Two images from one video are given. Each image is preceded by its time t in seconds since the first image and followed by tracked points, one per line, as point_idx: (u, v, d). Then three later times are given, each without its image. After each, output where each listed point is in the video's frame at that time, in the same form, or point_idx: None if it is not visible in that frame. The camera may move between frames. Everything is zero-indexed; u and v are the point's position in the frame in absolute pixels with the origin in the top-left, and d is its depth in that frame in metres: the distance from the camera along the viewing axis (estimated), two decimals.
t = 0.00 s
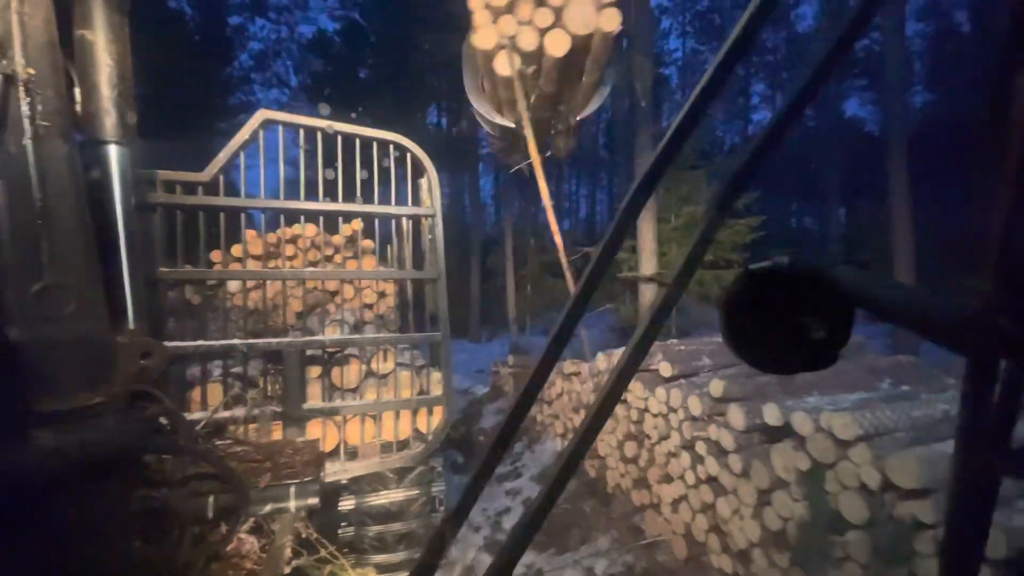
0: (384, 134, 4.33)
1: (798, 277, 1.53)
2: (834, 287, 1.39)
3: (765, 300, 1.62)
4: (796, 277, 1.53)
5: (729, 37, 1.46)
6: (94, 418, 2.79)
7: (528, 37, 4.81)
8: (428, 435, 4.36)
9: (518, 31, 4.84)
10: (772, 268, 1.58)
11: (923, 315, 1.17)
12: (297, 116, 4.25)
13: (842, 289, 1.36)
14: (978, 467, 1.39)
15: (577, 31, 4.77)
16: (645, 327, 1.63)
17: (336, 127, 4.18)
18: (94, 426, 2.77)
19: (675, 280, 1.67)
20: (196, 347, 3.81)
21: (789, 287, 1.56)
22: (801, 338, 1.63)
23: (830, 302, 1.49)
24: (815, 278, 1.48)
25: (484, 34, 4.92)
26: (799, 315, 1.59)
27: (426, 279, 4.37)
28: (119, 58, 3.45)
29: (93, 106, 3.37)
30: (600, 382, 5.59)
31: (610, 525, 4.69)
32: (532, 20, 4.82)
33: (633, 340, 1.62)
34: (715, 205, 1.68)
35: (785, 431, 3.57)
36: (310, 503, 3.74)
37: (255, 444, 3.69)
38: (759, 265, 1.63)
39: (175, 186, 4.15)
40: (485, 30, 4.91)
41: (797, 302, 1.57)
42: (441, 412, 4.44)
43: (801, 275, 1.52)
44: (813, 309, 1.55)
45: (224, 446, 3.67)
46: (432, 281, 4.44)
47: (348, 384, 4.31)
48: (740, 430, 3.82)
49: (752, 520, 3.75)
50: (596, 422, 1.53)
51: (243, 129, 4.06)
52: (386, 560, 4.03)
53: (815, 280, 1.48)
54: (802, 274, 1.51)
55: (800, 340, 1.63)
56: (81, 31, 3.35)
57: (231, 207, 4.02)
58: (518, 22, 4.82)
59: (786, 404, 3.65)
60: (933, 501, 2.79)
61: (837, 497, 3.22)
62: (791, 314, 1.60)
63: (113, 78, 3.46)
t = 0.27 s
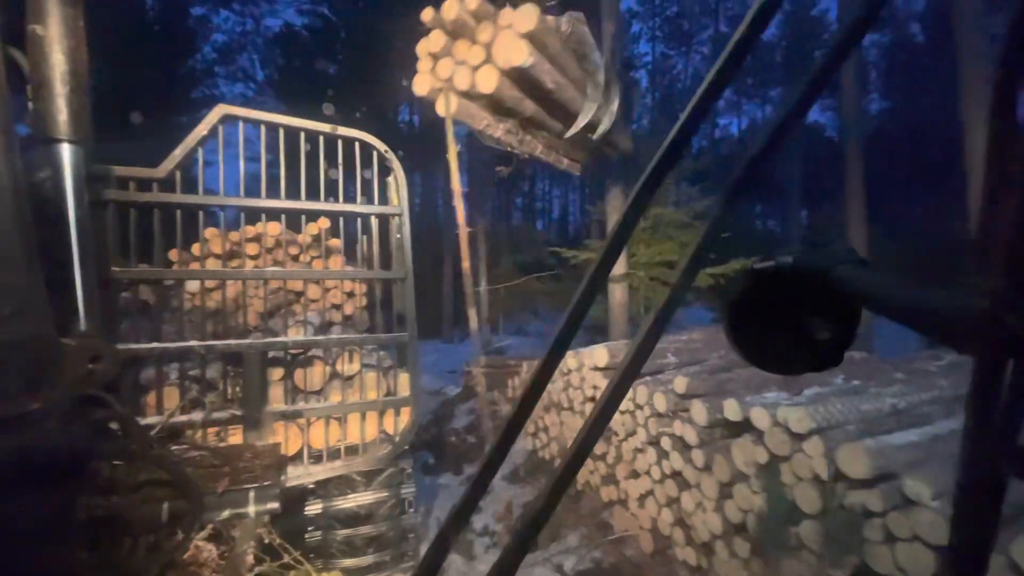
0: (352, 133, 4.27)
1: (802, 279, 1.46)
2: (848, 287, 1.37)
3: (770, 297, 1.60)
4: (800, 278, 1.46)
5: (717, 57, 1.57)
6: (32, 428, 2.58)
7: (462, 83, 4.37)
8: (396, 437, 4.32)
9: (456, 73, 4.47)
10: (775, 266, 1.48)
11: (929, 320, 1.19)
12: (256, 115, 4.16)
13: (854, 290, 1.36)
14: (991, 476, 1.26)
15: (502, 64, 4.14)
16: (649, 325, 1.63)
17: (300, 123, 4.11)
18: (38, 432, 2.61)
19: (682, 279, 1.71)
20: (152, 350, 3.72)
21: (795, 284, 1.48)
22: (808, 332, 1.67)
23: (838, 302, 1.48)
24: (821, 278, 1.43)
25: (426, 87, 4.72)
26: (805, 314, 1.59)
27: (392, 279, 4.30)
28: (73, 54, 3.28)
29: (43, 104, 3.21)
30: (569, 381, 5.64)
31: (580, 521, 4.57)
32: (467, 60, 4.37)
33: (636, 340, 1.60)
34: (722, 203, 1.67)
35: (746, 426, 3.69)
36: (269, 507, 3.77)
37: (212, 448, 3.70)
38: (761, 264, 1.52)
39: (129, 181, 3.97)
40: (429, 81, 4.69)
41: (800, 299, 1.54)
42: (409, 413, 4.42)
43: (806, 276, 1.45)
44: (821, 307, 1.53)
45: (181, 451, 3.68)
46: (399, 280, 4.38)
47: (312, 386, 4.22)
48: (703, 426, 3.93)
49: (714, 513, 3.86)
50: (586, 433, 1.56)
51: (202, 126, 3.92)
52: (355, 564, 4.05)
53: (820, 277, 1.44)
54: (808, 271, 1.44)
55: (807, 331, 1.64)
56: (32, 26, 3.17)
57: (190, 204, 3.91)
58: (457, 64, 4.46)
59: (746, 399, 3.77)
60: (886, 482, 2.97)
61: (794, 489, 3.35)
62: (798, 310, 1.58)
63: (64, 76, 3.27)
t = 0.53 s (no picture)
0: (316, 130, 3.96)
1: (814, 278, 1.09)
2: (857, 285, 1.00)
3: (764, 303, 1.17)
4: (810, 278, 1.10)
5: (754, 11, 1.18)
6: None
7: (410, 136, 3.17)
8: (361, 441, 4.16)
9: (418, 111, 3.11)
10: (779, 266, 1.14)
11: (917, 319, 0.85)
12: (216, 107, 3.85)
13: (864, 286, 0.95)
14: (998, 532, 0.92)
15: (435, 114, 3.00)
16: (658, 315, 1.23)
17: (261, 119, 3.86)
18: None
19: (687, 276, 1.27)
20: (100, 352, 3.46)
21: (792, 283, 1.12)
22: (810, 340, 1.15)
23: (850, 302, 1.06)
24: (825, 279, 1.08)
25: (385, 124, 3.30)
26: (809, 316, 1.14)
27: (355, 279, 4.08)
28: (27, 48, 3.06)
29: None
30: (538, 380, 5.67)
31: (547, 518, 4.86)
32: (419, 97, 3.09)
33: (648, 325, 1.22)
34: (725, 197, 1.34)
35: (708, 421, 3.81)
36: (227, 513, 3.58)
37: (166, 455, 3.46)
38: (767, 265, 1.17)
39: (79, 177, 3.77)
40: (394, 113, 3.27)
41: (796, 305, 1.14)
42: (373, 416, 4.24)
43: (819, 275, 1.09)
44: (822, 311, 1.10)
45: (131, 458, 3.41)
46: (362, 281, 4.15)
47: (273, 389, 4.15)
48: (664, 422, 4.04)
49: (676, 507, 3.96)
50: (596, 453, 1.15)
51: (157, 122, 3.70)
52: (321, 569, 3.94)
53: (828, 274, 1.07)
54: (813, 269, 1.09)
55: (806, 342, 1.15)
56: None
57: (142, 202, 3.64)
58: (418, 101, 3.10)
59: (705, 396, 3.92)
60: (834, 472, 3.15)
61: (750, 483, 3.47)
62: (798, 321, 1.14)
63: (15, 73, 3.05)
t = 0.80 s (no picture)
0: (277, 127, 3.83)
1: (816, 279, 1.16)
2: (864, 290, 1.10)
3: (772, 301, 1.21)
4: (812, 279, 1.16)
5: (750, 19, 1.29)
6: None
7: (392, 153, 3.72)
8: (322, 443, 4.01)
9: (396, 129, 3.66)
10: (787, 266, 1.17)
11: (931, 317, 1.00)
12: (169, 100, 3.67)
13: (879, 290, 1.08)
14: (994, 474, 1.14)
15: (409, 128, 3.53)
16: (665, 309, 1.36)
17: (219, 114, 3.71)
18: None
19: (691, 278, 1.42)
20: (42, 356, 3.26)
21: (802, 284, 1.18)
22: (812, 335, 1.23)
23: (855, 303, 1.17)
24: (829, 280, 1.14)
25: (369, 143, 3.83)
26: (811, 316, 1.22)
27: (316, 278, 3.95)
28: None
29: None
30: (507, 380, 5.65)
31: (516, 517, 4.92)
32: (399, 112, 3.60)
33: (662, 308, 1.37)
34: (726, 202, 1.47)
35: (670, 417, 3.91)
36: (180, 520, 3.35)
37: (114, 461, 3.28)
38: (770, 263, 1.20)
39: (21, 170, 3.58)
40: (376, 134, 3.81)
41: (807, 304, 1.21)
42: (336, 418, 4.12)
43: (822, 276, 1.15)
44: (823, 308, 1.20)
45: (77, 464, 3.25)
46: (323, 280, 4.03)
47: (231, 392, 4.05)
48: (629, 418, 4.13)
49: (640, 501, 4.05)
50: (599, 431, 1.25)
51: (105, 115, 3.53)
52: None
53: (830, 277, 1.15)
54: (814, 271, 1.15)
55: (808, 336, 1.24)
56: None
57: (86, 198, 3.45)
58: (395, 119, 3.63)
59: (668, 392, 4.04)
60: (787, 464, 3.31)
61: (709, 475, 3.57)
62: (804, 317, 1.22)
63: None
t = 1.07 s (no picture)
0: (239, 122, 3.71)
1: (817, 277, 1.14)
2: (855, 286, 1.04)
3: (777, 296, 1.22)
4: (814, 276, 1.15)
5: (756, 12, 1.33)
6: None
7: (379, 165, 4.08)
8: (288, 446, 3.88)
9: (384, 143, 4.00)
10: (786, 266, 1.20)
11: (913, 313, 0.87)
12: (122, 93, 3.49)
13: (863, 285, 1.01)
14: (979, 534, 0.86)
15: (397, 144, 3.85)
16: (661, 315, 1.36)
17: (175, 108, 3.57)
18: None
19: (693, 278, 1.41)
20: None
21: (798, 282, 1.19)
22: (814, 337, 1.21)
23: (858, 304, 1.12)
24: (828, 276, 1.12)
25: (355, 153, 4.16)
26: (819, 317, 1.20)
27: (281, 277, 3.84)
28: None
29: None
30: (479, 380, 5.62)
31: (489, 517, 4.97)
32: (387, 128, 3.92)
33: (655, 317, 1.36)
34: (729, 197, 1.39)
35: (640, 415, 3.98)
36: (135, 528, 3.30)
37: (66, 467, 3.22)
38: (772, 263, 1.24)
39: None
40: (364, 145, 4.15)
41: (807, 303, 1.20)
42: (302, 420, 3.97)
43: (821, 273, 1.14)
44: (818, 305, 1.19)
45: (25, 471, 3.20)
46: (287, 280, 3.92)
47: (191, 396, 3.95)
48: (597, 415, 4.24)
49: (609, 498, 4.12)
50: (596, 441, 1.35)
51: (55, 109, 3.36)
52: None
53: (826, 273, 1.12)
54: (814, 269, 1.14)
55: (811, 337, 1.22)
56: None
57: (31, 194, 3.28)
58: (382, 134, 3.97)
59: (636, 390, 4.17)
60: (749, 458, 3.42)
61: (675, 470, 3.68)
62: (802, 315, 1.21)
63: None
